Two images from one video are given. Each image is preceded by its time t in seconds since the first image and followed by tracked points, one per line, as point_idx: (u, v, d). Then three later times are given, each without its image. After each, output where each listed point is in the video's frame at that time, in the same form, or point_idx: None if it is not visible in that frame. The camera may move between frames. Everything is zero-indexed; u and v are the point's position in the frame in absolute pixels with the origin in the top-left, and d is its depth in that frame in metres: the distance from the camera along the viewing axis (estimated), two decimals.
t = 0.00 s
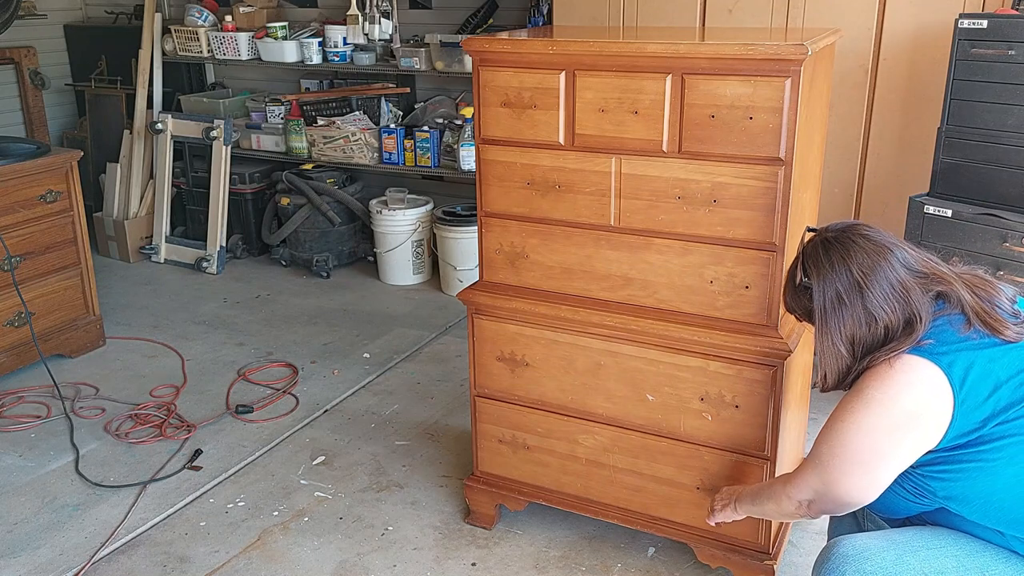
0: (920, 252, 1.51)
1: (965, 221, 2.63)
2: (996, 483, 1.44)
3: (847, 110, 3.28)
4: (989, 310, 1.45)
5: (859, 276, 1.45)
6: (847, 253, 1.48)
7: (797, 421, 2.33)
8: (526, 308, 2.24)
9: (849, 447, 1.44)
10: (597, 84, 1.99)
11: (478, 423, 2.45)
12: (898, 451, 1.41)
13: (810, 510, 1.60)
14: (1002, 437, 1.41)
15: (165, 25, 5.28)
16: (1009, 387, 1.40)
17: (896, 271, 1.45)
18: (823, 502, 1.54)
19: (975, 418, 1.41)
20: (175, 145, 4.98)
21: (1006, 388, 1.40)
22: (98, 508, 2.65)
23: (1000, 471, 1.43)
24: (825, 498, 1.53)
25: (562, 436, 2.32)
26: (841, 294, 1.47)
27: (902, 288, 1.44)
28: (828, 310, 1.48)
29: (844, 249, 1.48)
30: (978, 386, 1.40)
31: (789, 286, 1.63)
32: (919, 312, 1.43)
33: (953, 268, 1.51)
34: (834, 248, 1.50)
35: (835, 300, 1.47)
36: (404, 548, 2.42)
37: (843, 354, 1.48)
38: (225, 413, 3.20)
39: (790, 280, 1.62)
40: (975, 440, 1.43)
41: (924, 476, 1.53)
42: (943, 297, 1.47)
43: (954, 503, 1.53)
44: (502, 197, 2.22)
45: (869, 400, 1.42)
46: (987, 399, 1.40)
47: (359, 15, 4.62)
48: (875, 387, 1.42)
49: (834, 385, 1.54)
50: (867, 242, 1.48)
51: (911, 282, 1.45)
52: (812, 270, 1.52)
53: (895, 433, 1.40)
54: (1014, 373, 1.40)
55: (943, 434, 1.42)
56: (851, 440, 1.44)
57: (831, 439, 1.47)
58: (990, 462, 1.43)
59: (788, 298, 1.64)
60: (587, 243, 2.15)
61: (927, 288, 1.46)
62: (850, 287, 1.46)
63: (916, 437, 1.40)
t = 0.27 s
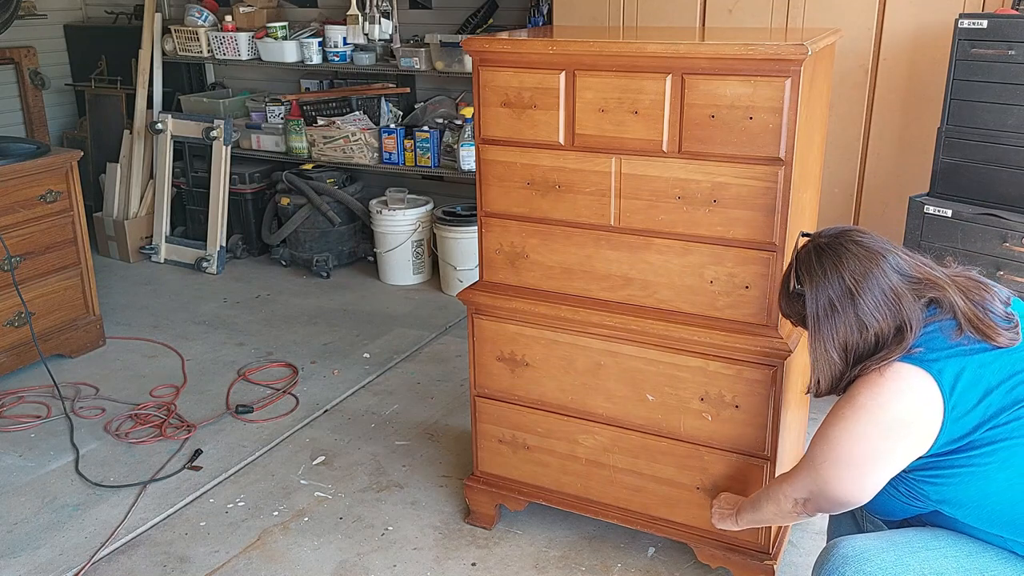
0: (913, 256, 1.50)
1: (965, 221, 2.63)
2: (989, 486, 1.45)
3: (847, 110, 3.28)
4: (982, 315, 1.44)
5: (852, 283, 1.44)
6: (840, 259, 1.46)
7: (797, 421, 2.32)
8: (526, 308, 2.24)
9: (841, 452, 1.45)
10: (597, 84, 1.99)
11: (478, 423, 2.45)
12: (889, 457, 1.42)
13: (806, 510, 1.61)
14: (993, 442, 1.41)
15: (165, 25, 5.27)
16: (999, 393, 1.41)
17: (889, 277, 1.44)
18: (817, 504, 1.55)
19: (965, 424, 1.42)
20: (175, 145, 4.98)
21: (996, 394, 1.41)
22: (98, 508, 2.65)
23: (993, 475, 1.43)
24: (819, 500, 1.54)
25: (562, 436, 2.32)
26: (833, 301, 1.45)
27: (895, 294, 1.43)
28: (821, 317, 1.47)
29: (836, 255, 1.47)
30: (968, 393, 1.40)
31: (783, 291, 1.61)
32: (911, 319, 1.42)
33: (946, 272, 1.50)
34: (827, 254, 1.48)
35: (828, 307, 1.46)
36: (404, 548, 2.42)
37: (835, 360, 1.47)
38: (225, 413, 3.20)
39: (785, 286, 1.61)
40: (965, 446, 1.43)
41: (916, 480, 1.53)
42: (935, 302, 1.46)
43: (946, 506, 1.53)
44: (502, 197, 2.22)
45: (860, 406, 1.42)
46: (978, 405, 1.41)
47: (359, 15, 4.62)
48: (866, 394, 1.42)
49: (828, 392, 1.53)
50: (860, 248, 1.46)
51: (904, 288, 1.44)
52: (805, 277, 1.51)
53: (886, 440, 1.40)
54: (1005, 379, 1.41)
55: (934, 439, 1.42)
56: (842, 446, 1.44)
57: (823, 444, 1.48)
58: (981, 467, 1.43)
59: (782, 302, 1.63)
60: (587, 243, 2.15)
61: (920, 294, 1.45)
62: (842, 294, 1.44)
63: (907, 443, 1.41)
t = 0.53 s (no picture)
0: (907, 256, 1.50)
1: (965, 221, 2.63)
2: (983, 486, 1.44)
3: (847, 110, 3.28)
4: (975, 316, 1.44)
5: (845, 284, 1.43)
6: (834, 260, 1.46)
7: (797, 421, 2.32)
8: (525, 308, 2.24)
9: (835, 454, 1.44)
10: (597, 84, 2.00)
11: (478, 423, 2.45)
12: (882, 458, 1.42)
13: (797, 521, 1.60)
14: (986, 442, 1.41)
15: (165, 25, 5.27)
16: (992, 393, 1.40)
17: (882, 278, 1.43)
18: (811, 510, 1.54)
19: (958, 424, 1.42)
20: (175, 145, 4.98)
21: (990, 393, 1.40)
22: (98, 508, 2.65)
23: (987, 474, 1.42)
24: (814, 506, 1.53)
25: (562, 436, 2.32)
26: (827, 303, 1.45)
27: (888, 295, 1.43)
28: (814, 318, 1.47)
29: (830, 256, 1.47)
30: (960, 393, 1.40)
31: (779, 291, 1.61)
32: (903, 320, 1.42)
33: (940, 272, 1.49)
34: (821, 256, 1.48)
35: (822, 308, 1.46)
36: (404, 548, 2.42)
37: (829, 361, 1.47)
38: (225, 413, 3.20)
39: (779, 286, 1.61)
40: (958, 446, 1.43)
41: (911, 480, 1.53)
42: (928, 303, 1.46)
43: (941, 505, 1.53)
44: (502, 197, 2.22)
45: (854, 408, 1.42)
46: (970, 404, 1.41)
47: (359, 15, 4.63)
48: (858, 396, 1.42)
49: (821, 392, 1.53)
50: (854, 249, 1.46)
51: (897, 289, 1.43)
52: (799, 278, 1.50)
53: (881, 441, 1.40)
54: (998, 378, 1.40)
55: (926, 440, 1.42)
56: (836, 448, 1.44)
57: (817, 448, 1.47)
58: (974, 466, 1.43)
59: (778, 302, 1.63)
60: (587, 243, 2.15)
61: (913, 294, 1.44)
62: (836, 295, 1.44)
63: (900, 444, 1.41)
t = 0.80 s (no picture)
0: (906, 259, 1.49)
1: (965, 221, 2.63)
2: (977, 488, 1.44)
3: (847, 110, 3.28)
4: (972, 320, 1.44)
5: (843, 287, 1.43)
6: (832, 262, 1.46)
7: (797, 421, 2.33)
8: (526, 308, 2.24)
9: (829, 456, 1.45)
10: (597, 84, 2.00)
11: (478, 423, 2.45)
12: (876, 460, 1.42)
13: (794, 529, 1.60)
14: (979, 444, 1.41)
15: (165, 25, 5.27)
16: (985, 395, 1.40)
17: (881, 281, 1.43)
18: (807, 517, 1.54)
19: (951, 426, 1.42)
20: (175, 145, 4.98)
21: (983, 396, 1.40)
22: (98, 508, 2.65)
23: (982, 476, 1.42)
24: (810, 512, 1.53)
25: (562, 436, 2.32)
26: (825, 305, 1.45)
27: (886, 298, 1.43)
28: (812, 320, 1.47)
29: (829, 258, 1.47)
30: (953, 396, 1.40)
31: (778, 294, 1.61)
32: (901, 322, 1.42)
33: (938, 275, 1.49)
34: (820, 258, 1.48)
35: (820, 311, 1.45)
36: (404, 548, 2.42)
37: (826, 364, 1.47)
38: (225, 413, 3.20)
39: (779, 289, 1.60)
40: (952, 448, 1.43)
41: (906, 482, 1.53)
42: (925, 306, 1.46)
43: (936, 507, 1.53)
44: (502, 197, 2.22)
45: (848, 411, 1.42)
46: (963, 407, 1.41)
47: (359, 15, 4.62)
48: (851, 398, 1.42)
49: (818, 395, 1.52)
50: (853, 251, 1.46)
51: (895, 292, 1.43)
52: (797, 280, 1.50)
53: (875, 443, 1.41)
54: (991, 381, 1.40)
55: (919, 443, 1.42)
56: (830, 451, 1.44)
57: (811, 452, 1.48)
58: (968, 469, 1.43)
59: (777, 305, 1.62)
60: (587, 243, 2.15)
61: (911, 298, 1.44)
62: (833, 297, 1.44)
63: (893, 445, 1.41)
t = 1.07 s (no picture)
0: (905, 256, 1.50)
1: (966, 221, 2.63)
2: (974, 485, 1.44)
3: (847, 110, 3.28)
4: (969, 317, 1.44)
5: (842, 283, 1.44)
6: (832, 258, 1.46)
7: (797, 421, 2.33)
8: (526, 308, 2.24)
9: (829, 456, 1.43)
10: (597, 84, 2.00)
11: (478, 423, 2.45)
12: (875, 456, 1.41)
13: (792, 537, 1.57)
14: (976, 440, 1.41)
15: (165, 25, 5.27)
16: (982, 391, 1.40)
17: (879, 277, 1.44)
18: (807, 522, 1.52)
19: (948, 422, 1.41)
20: (175, 145, 4.98)
21: (979, 392, 1.40)
22: (98, 508, 2.65)
23: (979, 473, 1.42)
24: (809, 517, 1.51)
25: (562, 436, 2.32)
26: (822, 301, 1.45)
27: (884, 294, 1.43)
28: (809, 316, 1.47)
29: (828, 254, 1.47)
30: (950, 391, 1.40)
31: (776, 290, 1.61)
32: (899, 320, 1.42)
33: (936, 273, 1.50)
34: (819, 254, 1.48)
35: (818, 306, 1.46)
36: (404, 548, 2.42)
37: (823, 360, 1.47)
38: (225, 413, 3.20)
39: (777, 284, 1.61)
40: (948, 444, 1.43)
41: (904, 480, 1.53)
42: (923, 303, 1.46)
43: (933, 504, 1.53)
44: (502, 197, 2.22)
45: (846, 407, 1.41)
46: (960, 402, 1.40)
47: (359, 15, 4.62)
48: (849, 394, 1.42)
49: (814, 391, 1.53)
50: (852, 248, 1.46)
51: (892, 289, 1.44)
52: (796, 276, 1.51)
53: (875, 438, 1.40)
54: (988, 377, 1.40)
55: (916, 439, 1.42)
56: (829, 447, 1.43)
57: (810, 453, 1.46)
58: (965, 464, 1.42)
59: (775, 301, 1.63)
60: (587, 243, 2.15)
61: (909, 295, 1.45)
62: (832, 293, 1.44)
63: (893, 440, 1.40)
